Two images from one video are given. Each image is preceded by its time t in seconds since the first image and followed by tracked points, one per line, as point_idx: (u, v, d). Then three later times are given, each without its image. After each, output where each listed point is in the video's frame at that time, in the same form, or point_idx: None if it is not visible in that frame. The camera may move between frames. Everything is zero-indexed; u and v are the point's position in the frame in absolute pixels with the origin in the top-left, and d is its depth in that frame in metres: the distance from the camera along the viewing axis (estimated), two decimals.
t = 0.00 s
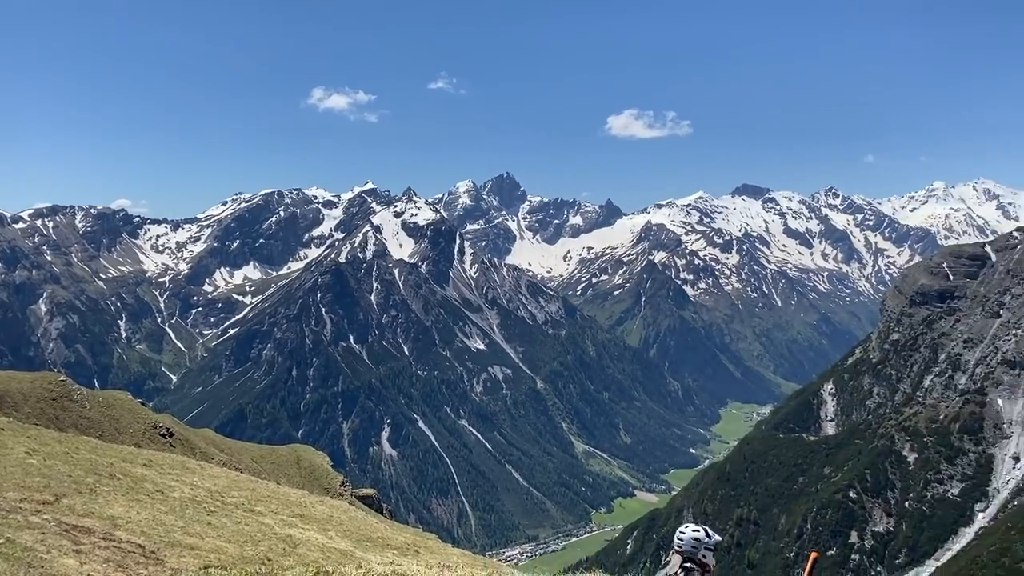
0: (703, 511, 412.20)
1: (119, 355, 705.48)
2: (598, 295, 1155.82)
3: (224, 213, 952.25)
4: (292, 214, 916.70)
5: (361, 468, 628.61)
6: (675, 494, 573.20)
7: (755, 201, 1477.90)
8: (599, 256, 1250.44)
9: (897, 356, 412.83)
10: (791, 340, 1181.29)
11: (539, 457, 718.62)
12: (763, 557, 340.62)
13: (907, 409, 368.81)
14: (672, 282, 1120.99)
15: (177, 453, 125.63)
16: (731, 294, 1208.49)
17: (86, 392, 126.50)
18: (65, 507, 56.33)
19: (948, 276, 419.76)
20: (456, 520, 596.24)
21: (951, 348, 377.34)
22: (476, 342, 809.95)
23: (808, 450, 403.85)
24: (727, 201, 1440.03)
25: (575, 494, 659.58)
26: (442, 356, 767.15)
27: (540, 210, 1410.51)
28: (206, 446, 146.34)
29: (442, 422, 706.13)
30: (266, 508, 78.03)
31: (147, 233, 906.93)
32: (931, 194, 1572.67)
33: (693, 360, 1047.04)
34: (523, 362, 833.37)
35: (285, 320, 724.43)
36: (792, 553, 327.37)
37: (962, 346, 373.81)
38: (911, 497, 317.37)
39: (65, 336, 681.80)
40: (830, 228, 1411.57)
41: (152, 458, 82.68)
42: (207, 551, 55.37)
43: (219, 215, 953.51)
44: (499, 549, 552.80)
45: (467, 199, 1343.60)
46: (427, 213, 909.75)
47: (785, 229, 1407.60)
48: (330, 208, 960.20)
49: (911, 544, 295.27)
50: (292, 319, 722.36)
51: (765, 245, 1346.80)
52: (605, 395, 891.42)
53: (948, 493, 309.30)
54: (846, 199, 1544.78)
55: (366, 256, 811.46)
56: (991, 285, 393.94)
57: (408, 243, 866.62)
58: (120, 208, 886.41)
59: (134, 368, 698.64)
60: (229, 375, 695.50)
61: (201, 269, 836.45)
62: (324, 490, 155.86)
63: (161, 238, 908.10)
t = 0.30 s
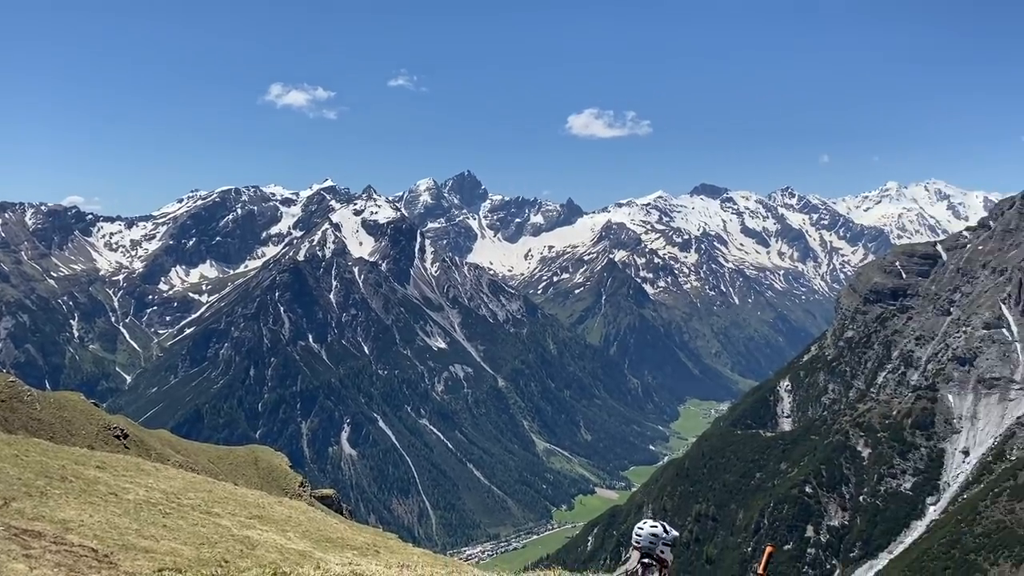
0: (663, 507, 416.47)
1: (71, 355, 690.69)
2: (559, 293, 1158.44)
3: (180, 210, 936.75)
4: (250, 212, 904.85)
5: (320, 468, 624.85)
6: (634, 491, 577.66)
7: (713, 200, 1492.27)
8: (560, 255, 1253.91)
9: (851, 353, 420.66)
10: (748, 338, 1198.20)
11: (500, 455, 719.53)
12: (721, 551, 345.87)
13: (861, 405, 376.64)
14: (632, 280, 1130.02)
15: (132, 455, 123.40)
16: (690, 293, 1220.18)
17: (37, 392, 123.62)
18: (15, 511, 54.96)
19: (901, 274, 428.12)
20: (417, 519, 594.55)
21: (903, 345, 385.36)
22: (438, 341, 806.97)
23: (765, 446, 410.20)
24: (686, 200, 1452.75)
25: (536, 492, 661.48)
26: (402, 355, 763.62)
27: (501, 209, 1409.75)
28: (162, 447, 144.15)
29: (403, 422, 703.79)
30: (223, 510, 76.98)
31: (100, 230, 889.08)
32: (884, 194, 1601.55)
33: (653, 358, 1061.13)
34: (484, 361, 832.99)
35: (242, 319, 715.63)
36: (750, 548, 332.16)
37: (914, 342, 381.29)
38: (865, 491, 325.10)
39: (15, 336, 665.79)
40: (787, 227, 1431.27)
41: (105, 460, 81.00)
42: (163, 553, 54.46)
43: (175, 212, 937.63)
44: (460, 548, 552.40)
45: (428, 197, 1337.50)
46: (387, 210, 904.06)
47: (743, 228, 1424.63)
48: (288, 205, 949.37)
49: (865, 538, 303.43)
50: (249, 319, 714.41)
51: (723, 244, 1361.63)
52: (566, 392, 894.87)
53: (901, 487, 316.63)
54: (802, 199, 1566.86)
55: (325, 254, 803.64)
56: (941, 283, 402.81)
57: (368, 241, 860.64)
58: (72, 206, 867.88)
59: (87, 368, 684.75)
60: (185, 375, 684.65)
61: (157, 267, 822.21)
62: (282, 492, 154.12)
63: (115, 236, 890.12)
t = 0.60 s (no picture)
0: (621, 506, 419.53)
1: (19, 356, 673.04)
2: (519, 293, 1159.24)
3: (133, 209, 918.64)
4: (204, 211, 890.87)
5: (277, 470, 619.11)
6: (594, 490, 580.26)
7: (670, 201, 1504.35)
8: (520, 255, 1255.13)
9: (805, 352, 428.11)
10: (705, 337, 1213.54)
11: (459, 455, 718.17)
12: (679, 549, 349.82)
13: (815, 403, 382.87)
14: (591, 281, 1138.44)
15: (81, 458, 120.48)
16: (647, 292, 1230.08)
17: None
18: None
19: (853, 274, 436.26)
20: (375, 521, 591.47)
21: (855, 344, 392.92)
22: (396, 342, 802.46)
23: (721, 443, 414.73)
24: (643, 201, 1463.43)
25: (496, 492, 661.24)
26: (360, 355, 758.93)
27: (460, 208, 1406.30)
28: (113, 450, 141.23)
29: (362, 423, 700.36)
30: (176, 514, 75.60)
31: (49, 230, 868.62)
32: (837, 195, 1629.38)
33: (611, 357, 1072.08)
34: (444, 362, 830.47)
35: (197, 319, 704.17)
36: (706, 545, 336.42)
37: (866, 341, 388.93)
38: (819, 487, 330.85)
39: None
40: (742, 227, 1450.03)
41: (54, 465, 79.04)
42: (113, 560, 53.39)
43: (127, 212, 919.14)
44: (419, 549, 549.93)
45: (386, 196, 1329.98)
46: (345, 210, 897.88)
47: (699, 229, 1439.10)
48: (244, 204, 936.36)
49: (818, 533, 308.98)
50: (204, 319, 702.85)
51: (679, 244, 1374.31)
52: (525, 392, 896.23)
53: (853, 483, 322.76)
54: (757, 200, 1587.18)
55: (281, 254, 794.05)
56: (891, 283, 410.38)
57: (325, 240, 853.61)
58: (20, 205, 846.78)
59: (36, 370, 668.08)
60: (138, 377, 670.61)
61: (108, 267, 805.28)
62: (238, 494, 151.73)
63: (65, 235, 869.14)
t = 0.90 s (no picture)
0: (579, 506, 422.56)
1: None
2: (477, 295, 1158.92)
3: (82, 210, 897.46)
4: (155, 212, 872.88)
5: (231, 475, 610.97)
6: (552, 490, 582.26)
7: (627, 203, 1512.81)
8: (478, 257, 1253.20)
9: (758, 352, 433.69)
10: (661, 337, 1226.85)
11: (417, 458, 715.46)
12: (636, 548, 353.37)
13: (768, 402, 388.61)
14: (549, 282, 1138.75)
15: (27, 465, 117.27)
16: (605, 294, 1236.94)
17: None
18: None
19: (805, 276, 443.04)
20: (332, 526, 586.55)
21: (808, 344, 399.03)
22: (353, 344, 796.62)
23: (677, 443, 418.34)
24: (601, 203, 1470.57)
25: (454, 495, 659.52)
26: (316, 358, 751.42)
27: (418, 210, 1400.28)
28: (62, 457, 137.83)
29: (318, 427, 694.37)
30: (127, 521, 73.71)
31: None
32: (790, 198, 1652.32)
33: (569, 358, 1071.61)
34: (401, 364, 825.91)
35: (148, 323, 688.91)
36: (662, 544, 339.24)
37: (817, 341, 395.14)
38: (772, 486, 335.93)
39: None
40: (697, 229, 1466.49)
41: None
42: (60, 569, 51.76)
43: (76, 212, 897.66)
44: (377, 553, 546.29)
45: (342, 198, 1321.33)
46: (300, 211, 886.11)
47: (656, 231, 1450.85)
48: (196, 205, 920.25)
49: (773, 531, 314.73)
50: (155, 322, 688.88)
51: (636, 246, 1383.96)
52: (483, 394, 895.68)
53: (806, 481, 328.64)
54: (711, 203, 1602.34)
55: (235, 256, 781.32)
56: (842, 284, 417.14)
57: (280, 241, 843.57)
58: None
59: None
60: (87, 382, 655.36)
61: (56, 269, 785.88)
62: (192, 500, 148.78)
63: (10, 236, 845.77)
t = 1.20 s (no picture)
0: (537, 510, 423.46)
1: None
2: (435, 300, 1154.88)
3: (27, 212, 873.71)
4: (104, 215, 849.19)
5: (183, 483, 600.68)
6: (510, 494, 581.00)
7: (584, 207, 1513.98)
8: (435, 260, 1247.30)
9: (713, 354, 438.18)
10: (618, 340, 1236.53)
11: (374, 464, 709.78)
12: (594, 551, 355.97)
13: (723, 404, 393.30)
14: (507, 285, 1135.79)
15: None
16: (563, 298, 1241.51)
17: None
18: None
19: (758, 279, 449.31)
20: (287, 533, 581.60)
21: (761, 346, 404.42)
22: (308, 349, 786.76)
23: (634, 445, 420.31)
24: (558, 207, 1471.79)
25: (411, 500, 655.12)
26: (271, 364, 740.51)
27: (374, 213, 1387.88)
28: (7, 466, 133.76)
29: (272, 433, 685.52)
30: (74, 531, 71.46)
31: None
32: (743, 203, 1671.04)
33: (526, 362, 1075.53)
34: (357, 369, 818.92)
35: (97, 328, 670.00)
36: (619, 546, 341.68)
37: (770, 343, 400.41)
38: (727, 487, 339.78)
39: None
40: (653, 233, 1477.08)
41: None
42: None
43: (21, 215, 873.38)
44: (333, 560, 540.37)
45: (297, 200, 1294.27)
46: (254, 214, 870.63)
47: (612, 235, 1457.84)
48: (147, 208, 901.28)
49: (728, 531, 319.54)
50: (104, 328, 671.24)
51: (593, 250, 1388.45)
52: (441, 398, 892.29)
53: (760, 482, 333.56)
54: (667, 207, 1599.51)
55: (187, 260, 765.98)
56: (793, 288, 423.46)
57: (234, 245, 830.55)
58: None
59: None
60: (33, 390, 636.95)
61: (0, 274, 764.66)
62: (143, 509, 145.09)
63: None
